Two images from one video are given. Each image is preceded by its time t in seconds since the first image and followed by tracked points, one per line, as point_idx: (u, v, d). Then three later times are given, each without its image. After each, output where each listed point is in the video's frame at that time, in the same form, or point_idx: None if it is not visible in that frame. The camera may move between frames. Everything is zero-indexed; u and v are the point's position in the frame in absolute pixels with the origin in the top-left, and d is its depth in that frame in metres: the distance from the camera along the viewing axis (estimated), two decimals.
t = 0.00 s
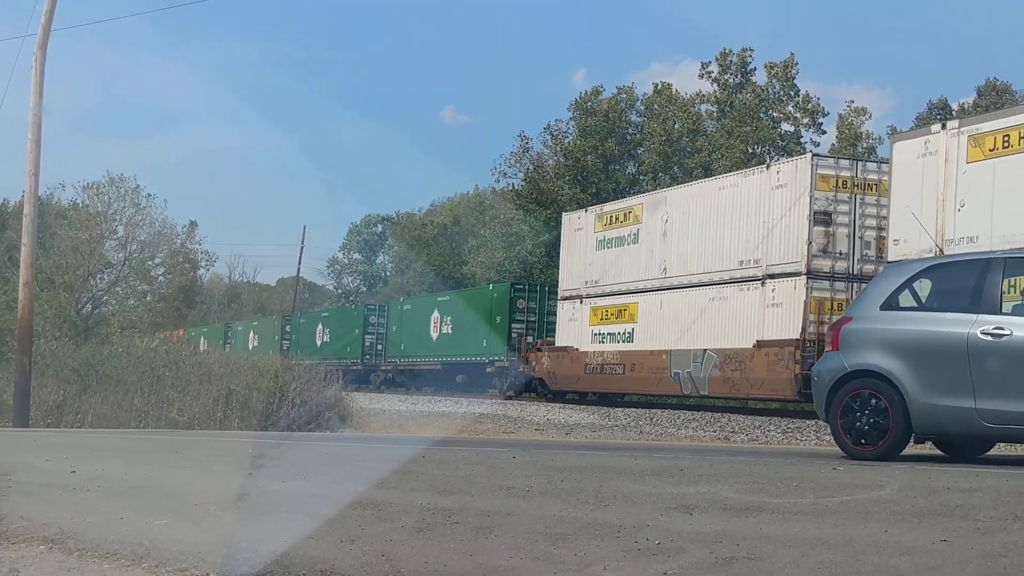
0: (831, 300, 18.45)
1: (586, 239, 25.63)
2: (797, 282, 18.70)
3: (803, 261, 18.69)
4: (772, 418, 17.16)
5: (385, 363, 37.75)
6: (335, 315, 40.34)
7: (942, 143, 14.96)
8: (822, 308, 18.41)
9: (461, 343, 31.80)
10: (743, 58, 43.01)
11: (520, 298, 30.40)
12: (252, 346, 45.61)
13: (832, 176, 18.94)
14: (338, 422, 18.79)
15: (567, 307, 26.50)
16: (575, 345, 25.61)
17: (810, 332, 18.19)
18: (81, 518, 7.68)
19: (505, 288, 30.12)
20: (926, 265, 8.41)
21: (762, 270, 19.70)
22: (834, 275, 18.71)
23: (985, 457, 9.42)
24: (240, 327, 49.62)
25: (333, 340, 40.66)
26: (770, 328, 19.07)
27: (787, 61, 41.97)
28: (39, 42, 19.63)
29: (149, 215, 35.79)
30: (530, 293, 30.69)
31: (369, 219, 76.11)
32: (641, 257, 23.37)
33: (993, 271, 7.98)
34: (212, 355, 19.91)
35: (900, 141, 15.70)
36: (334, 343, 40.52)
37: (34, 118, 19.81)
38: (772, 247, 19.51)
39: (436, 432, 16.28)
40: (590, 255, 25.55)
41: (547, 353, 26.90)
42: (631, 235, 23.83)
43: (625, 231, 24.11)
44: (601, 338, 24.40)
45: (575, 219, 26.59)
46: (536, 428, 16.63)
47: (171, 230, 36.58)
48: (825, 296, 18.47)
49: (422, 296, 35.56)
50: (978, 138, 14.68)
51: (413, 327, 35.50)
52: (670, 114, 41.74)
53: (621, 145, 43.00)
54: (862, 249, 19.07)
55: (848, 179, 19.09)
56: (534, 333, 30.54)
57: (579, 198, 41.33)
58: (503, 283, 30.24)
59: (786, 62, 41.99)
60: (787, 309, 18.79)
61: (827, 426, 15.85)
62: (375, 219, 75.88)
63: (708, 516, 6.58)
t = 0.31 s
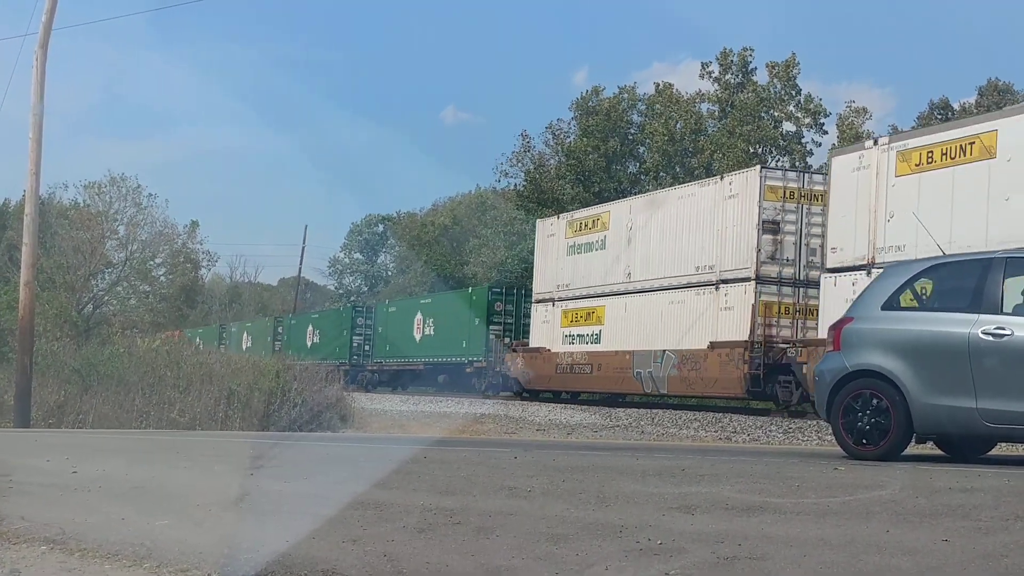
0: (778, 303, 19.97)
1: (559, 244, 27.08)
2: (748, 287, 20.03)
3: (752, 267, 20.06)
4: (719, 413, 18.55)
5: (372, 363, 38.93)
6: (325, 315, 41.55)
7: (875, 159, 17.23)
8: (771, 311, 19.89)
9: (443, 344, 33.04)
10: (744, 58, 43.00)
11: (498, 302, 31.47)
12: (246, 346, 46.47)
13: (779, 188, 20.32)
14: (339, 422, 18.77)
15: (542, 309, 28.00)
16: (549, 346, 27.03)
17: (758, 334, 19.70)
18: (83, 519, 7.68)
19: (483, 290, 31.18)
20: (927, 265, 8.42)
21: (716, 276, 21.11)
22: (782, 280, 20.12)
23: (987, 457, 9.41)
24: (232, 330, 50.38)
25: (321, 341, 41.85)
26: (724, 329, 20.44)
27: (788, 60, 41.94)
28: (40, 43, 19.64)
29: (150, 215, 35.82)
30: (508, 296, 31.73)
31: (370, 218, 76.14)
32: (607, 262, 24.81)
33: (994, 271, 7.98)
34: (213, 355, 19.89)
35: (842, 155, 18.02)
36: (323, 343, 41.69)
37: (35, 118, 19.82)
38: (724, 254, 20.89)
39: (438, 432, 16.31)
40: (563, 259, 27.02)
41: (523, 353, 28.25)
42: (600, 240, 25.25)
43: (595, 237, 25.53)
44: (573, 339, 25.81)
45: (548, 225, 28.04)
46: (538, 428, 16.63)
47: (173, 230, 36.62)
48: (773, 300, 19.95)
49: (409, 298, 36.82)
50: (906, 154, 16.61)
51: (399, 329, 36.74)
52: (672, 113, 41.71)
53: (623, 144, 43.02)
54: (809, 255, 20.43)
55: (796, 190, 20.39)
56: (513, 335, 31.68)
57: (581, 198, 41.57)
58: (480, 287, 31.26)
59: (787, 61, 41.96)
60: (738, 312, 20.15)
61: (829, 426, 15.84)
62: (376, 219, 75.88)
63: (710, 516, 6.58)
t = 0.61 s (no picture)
0: (728, 307, 21.29)
1: (529, 250, 28.37)
2: (699, 291, 21.33)
3: (703, 273, 21.39)
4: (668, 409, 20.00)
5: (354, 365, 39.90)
6: (312, 318, 42.60)
7: (812, 172, 18.77)
8: (721, 315, 21.23)
9: (422, 346, 34.09)
10: (743, 60, 42.93)
11: (473, 304, 32.30)
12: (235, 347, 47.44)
13: (729, 199, 21.69)
14: (337, 423, 18.74)
15: (514, 313, 29.29)
16: (520, 348, 28.29)
17: (708, 336, 20.90)
18: (80, 519, 7.68)
19: (459, 295, 32.21)
20: (926, 265, 8.41)
21: (671, 281, 22.47)
22: (730, 285, 21.47)
23: (983, 458, 9.43)
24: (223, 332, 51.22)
25: (308, 342, 42.90)
26: (678, 331, 21.71)
27: (788, 61, 41.89)
28: (38, 42, 19.63)
29: (147, 215, 35.80)
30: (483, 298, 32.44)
31: (368, 219, 76.15)
32: (574, 267, 26.13)
33: (991, 272, 7.99)
34: (211, 355, 19.86)
35: (783, 169, 19.57)
36: (309, 344, 42.74)
37: (32, 117, 19.80)
38: (679, 260, 22.21)
39: (435, 433, 16.33)
40: (533, 265, 28.35)
41: (495, 355, 29.30)
42: (567, 247, 26.59)
43: (562, 243, 26.85)
44: (542, 340, 27.06)
45: (519, 232, 29.36)
46: (535, 428, 16.64)
47: (170, 230, 36.62)
48: (723, 304, 21.27)
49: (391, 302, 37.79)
50: (839, 169, 18.12)
51: (381, 331, 37.78)
52: (670, 112, 41.63)
53: (621, 145, 43.01)
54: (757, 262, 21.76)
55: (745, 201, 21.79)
56: (488, 335, 32.50)
57: (579, 198, 41.71)
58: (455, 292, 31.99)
59: (786, 62, 41.94)
60: (691, 315, 21.45)
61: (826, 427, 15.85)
62: (373, 220, 75.85)
63: (706, 517, 6.58)
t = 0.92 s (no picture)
0: (681, 312, 21.59)
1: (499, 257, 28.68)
2: (654, 298, 21.68)
3: (657, 281, 21.71)
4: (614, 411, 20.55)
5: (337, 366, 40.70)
6: (297, 323, 43.53)
7: (755, 187, 19.03)
8: (675, 319, 21.48)
9: (401, 349, 34.75)
10: (739, 63, 42.98)
11: (449, 308, 32.85)
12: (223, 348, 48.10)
13: (683, 211, 22.02)
14: (332, 426, 18.70)
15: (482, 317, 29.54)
16: (490, 351, 28.50)
17: (662, 338, 21.20)
18: (75, 522, 7.65)
19: (433, 299, 32.81)
20: (923, 268, 8.42)
21: (628, 288, 22.77)
22: (684, 292, 21.79)
23: (980, 460, 9.44)
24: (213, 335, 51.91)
25: (293, 346, 43.75)
26: (637, 336, 21.96)
27: (785, 64, 41.93)
28: (34, 45, 19.60)
29: (143, 218, 35.76)
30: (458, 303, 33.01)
31: (363, 221, 76.06)
32: (541, 274, 26.49)
33: (988, 274, 8.00)
34: (206, 358, 19.82)
35: (730, 183, 19.82)
36: (294, 348, 43.57)
37: (29, 120, 19.78)
38: (635, 269, 22.53)
39: (432, 435, 16.32)
40: (502, 271, 28.67)
41: (467, 357, 29.62)
42: (534, 254, 26.92)
43: (530, 251, 27.19)
44: (512, 343, 27.33)
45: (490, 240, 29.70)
46: (531, 431, 16.64)
47: (166, 233, 36.60)
48: (676, 310, 21.57)
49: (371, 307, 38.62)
50: (780, 183, 18.34)
51: (362, 334, 38.56)
52: (668, 115, 41.65)
53: (617, 148, 43.04)
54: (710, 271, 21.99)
55: (699, 212, 22.18)
56: (462, 339, 33.09)
57: (576, 200, 41.65)
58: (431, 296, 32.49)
59: (783, 65, 41.99)
60: (646, 321, 21.75)
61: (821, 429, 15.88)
62: (369, 222, 75.76)
63: (703, 519, 6.58)
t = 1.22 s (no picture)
0: (639, 318, 22.61)
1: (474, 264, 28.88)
2: (614, 304, 22.59)
3: (617, 288, 22.65)
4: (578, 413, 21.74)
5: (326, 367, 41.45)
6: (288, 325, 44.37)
7: (704, 203, 20.78)
8: (632, 326, 22.50)
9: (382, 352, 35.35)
10: (737, 68, 42.97)
11: (428, 313, 33.43)
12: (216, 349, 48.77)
13: (641, 223, 23.04)
14: (335, 428, 18.69)
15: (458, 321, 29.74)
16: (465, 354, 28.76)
17: (621, 342, 22.18)
18: (80, 522, 7.73)
19: (413, 302, 33.24)
20: (919, 272, 8.48)
21: (591, 295, 23.56)
22: (642, 299, 22.76)
23: (976, 463, 9.50)
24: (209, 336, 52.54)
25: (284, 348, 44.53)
26: (597, 340, 22.85)
27: (783, 68, 41.94)
28: (38, 47, 19.70)
29: (146, 219, 35.81)
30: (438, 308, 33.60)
31: (365, 223, 76.03)
32: (512, 282, 26.93)
33: (984, 279, 8.06)
34: (209, 359, 19.88)
35: (682, 198, 21.51)
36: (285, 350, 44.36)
37: (33, 123, 19.87)
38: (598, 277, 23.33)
39: (433, 437, 16.39)
40: (475, 277, 28.99)
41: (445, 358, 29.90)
42: (506, 263, 27.33)
43: (502, 259, 27.54)
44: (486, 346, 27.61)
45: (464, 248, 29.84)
46: (531, 433, 16.72)
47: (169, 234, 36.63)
48: (634, 315, 22.58)
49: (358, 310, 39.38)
50: (725, 199, 20.15)
51: (349, 336, 39.30)
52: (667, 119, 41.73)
53: (617, 151, 43.19)
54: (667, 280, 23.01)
55: (655, 224, 23.16)
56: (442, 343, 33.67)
57: (576, 204, 41.93)
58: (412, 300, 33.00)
59: (782, 69, 42.01)
60: (608, 326, 22.66)
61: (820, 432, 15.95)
62: (370, 224, 75.64)
63: (701, 521, 6.65)
